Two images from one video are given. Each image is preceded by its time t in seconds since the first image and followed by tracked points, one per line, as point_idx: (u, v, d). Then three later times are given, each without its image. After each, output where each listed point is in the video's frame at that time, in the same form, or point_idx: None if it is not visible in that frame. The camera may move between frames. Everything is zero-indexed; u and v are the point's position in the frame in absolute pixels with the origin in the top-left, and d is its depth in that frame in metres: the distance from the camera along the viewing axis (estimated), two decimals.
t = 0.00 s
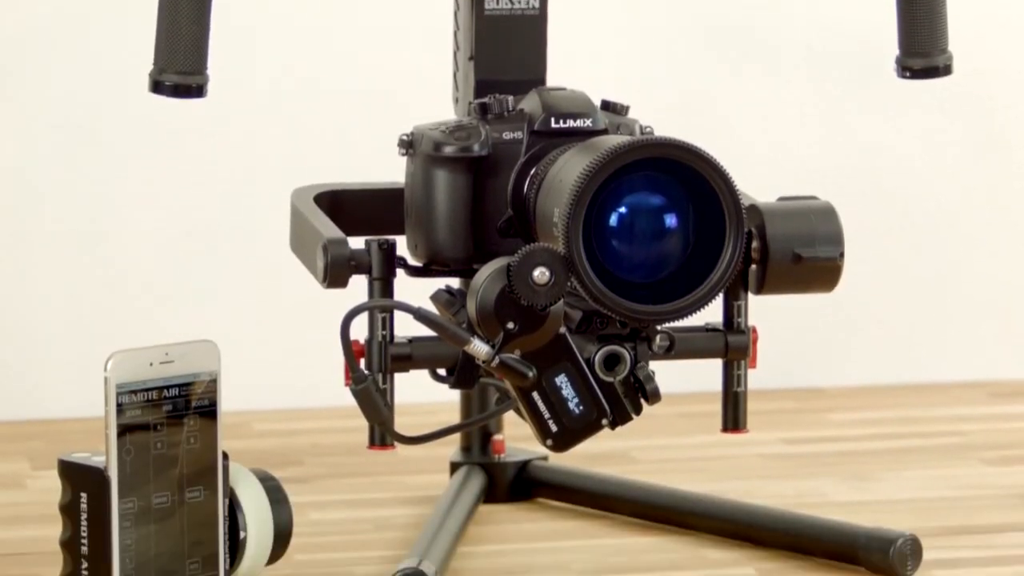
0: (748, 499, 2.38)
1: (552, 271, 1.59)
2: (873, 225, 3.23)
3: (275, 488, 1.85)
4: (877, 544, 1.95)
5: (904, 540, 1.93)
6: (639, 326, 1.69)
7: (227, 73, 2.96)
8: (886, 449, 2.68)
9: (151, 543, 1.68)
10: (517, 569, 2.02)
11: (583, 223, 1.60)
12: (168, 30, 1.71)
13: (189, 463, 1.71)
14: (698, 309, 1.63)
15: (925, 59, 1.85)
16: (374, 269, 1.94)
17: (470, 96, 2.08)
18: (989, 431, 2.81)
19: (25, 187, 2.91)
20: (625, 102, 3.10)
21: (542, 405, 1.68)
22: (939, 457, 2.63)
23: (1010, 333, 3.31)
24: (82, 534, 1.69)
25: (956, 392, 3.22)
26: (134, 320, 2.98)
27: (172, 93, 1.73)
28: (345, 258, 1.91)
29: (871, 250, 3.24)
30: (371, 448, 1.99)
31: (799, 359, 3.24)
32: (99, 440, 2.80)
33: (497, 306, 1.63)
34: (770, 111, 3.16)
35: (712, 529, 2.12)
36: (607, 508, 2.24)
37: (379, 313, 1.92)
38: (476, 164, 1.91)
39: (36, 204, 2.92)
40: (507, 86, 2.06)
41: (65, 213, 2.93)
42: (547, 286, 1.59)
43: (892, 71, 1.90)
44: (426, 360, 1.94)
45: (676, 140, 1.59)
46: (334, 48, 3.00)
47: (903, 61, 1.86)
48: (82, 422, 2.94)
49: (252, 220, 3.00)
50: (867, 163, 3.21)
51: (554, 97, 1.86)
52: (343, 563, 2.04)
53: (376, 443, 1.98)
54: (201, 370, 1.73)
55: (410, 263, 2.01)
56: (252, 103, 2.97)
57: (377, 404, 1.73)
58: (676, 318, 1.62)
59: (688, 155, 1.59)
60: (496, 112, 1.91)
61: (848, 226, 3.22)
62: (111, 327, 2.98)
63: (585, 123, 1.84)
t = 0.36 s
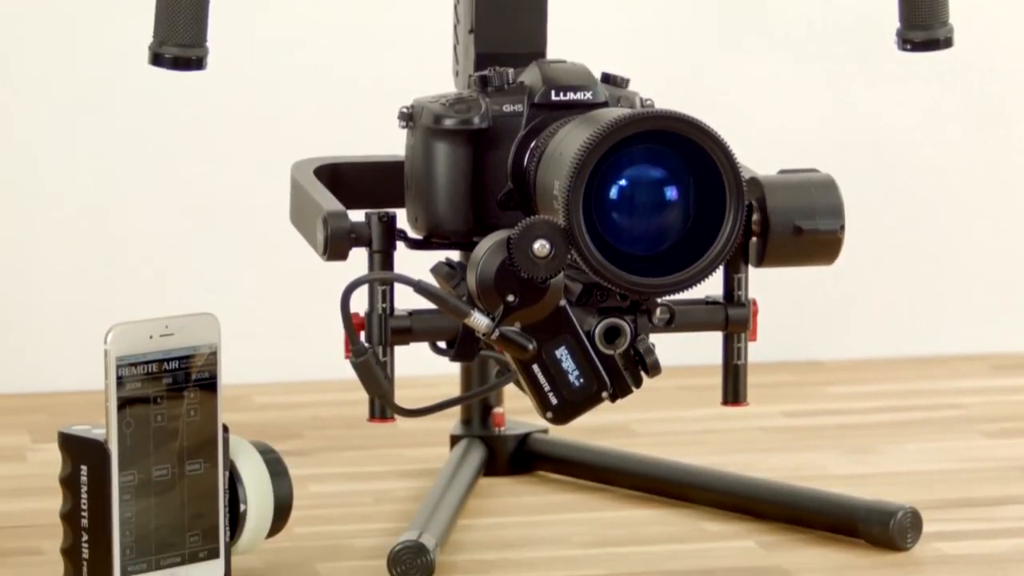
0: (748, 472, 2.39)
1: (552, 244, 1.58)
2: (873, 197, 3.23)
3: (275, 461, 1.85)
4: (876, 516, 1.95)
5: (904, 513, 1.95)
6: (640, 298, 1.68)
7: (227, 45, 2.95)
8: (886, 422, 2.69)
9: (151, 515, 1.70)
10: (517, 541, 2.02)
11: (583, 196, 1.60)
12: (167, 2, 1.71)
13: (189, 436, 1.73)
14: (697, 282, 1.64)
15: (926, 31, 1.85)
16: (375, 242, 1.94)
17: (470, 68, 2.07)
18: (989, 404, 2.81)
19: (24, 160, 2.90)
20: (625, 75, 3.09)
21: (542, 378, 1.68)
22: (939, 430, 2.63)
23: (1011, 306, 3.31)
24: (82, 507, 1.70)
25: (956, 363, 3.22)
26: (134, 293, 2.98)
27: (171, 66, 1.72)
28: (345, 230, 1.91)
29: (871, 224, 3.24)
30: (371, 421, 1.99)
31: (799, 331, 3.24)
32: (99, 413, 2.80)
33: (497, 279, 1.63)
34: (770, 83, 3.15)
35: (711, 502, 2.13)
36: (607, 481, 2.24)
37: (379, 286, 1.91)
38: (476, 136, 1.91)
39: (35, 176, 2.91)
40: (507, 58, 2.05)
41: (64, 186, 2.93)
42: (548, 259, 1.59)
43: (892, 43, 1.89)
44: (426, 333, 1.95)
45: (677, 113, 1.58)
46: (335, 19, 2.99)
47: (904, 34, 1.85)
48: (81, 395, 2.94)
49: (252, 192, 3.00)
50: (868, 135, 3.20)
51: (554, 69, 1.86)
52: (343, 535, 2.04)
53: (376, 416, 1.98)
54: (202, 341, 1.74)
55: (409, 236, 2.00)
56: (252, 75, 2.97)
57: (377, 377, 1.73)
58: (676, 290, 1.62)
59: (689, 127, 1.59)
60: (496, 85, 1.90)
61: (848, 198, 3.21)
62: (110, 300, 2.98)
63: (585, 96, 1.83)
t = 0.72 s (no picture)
0: (748, 450, 2.39)
1: (552, 222, 1.58)
2: (874, 176, 3.22)
3: (275, 439, 1.84)
4: (876, 495, 1.96)
5: (904, 492, 1.95)
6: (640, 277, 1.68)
7: (226, 23, 2.94)
8: (886, 400, 2.68)
9: (151, 494, 1.70)
10: (517, 520, 2.02)
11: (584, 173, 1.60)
12: None
13: (189, 415, 1.73)
14: (697, 260, 1.64)
15: (927, 9, 1.84)
16: (375, 221, 1.94)
17: (470, 46, 2.06)
18: (989, 382, 2.81)
19: (24, 136, 2.90)
20: (625, 53, 3.09)
21: (542, 356, 1.69)
22: (939, 408, 2.63)
23: (1011, 285, 3.31)
24: (82, 484, 1.70)
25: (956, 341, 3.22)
26: (133, 269, 2.98)
27: (171, 43, 1.76)
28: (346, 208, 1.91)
29: (872, 203, 3.23)
30: (371, 400, 1.99)
31: (800, 310, 3.24)
32: (99, 391, 2.80)
33: (497, 257, 1.62)
34: (770, 59, 3.14)
35: (711, 481, 2.13)
36: (606, 460, 2.24)
37: (379, 265, 1.91)
38: (476, 114, 1.90)
39: (34, 153, 2.91)
40: (507, 36, 2.04)
41: (64, 163, 2.92)
42: (548, 237, 1.59)
43: (893, 20, 1.89)
44: (426, 312, 1.94)
45: (678, 91, 1.58)
46: None
47: (905, 11, 1.84)
48: (81, 373, 2.94)
49: (252, 170, 2.99)
50: (869, 114, 3.20)
51: (555, 47, 1.85)
52: (342, 513, 2.04)
53: (376, 395, 1.98)
54: (202, 320, 1.74)
55: (410, 215, 2.00)
56: (251, 53, 2.96)
57: (377, 354, 1.73)
58: (676, 269, 1.62)
59: (690, 105, 1.58)
60: (496, 63, 1.89)
61: (848, 176, 3.21)
62: (110, 279, 2.97)
63: (585, 74, 1.83)
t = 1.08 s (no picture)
0: (748, 438, 2.39)
1: (552, 210, 1.58)
2: (874, 164, 3.22)
3: (275, 428, 1.84)
4: (876, 484, 1.96)
5: (904, 480, 1.95)
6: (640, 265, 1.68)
7: (226, 11, 2.94)
8: (886, 388, 2.68)
9: (151, 482, 1.70)
10: (517, 508, 2.02)
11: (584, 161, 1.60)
12: None
13: (189, 403, 1.73)
14: (697, 249, 1.64)
15: None
16: (375, 209, 1.94)
17: (470, 34, 2.06)
18: (989, 371, 2.81)
19: (25, 125, 2.90)
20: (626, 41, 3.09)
21: (542, 345, 1.69)
22: (939, 396, 2.63)
23: (1011, 274, 3.31)
24: (82, 474, 1.70)
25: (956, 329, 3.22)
26: (135, 259, 2.98)
27: (172, 30, 1.77)
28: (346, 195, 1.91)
29: (872, 191, 3.23)
30: (371, 388, 1.99)
31: (800, 298, 3.23)
32: (98, 379, 2.80)
33: (498, 245, 1.63)
34: (771, 48, 3.14)
35: (711, 470, 2.13)
36: (607, 448, 2.24)
37: (380, 252, 1.91)
38: (477, 102, 1.90)
39: (34, 141, 2.91)
40: (507, 24, 2.04)
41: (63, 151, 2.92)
42: (548, 225, 1.59)
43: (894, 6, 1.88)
44: (426, 300, 1.94)
45: (679, 79, 1.58)
46: None
47: None
48: (81, 361, 2.94)
49: (252, 158, 3.00)
50: (869, 101, 3.20)
51: (556, 35, 1.85)
52: (343, 502, 2.04)
53: (377, 382, 1.98)
54: (202, 308, 1.75)
55: (410, 202, 2.00)
56: (251, 41, 2.96)
57: (377, 342, 1.73)
58: (676, 256, 1.62)
59: (691, 93, 1.58)
60: (497, 51, 1.89)
61: (849, 164, 3.21)
62: (109, 267, 2.97)
63: (585, 62, 1.83)
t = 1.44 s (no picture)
0: (748, 437, 2.39)
1: (553, 209, 1.58)
2: (875, 163, 3.22)
3: (275, 427, 1.84)
4: (877, 482, 1.96)
5: (904, 479, 1.95)
6: (641, 263, 1.68)
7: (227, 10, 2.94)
8: (886, 387, 2.68)
9: (151, 481, 1.70)
10: (517, 507, 2.02)
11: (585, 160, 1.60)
12: None
13: (189, 402, 1.73)
14: (698, 247, 1.64)
15: None
16: (376, 207, 1.94)
17: (471, 33, 2.06)
18: (989, 369, 2.81)
19: (26, 124, 2.90)
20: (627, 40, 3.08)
21: (543, 343, 1.69)
22: (939, 395, 2.63)
23: (1011, 272, 3.31)
24: (82, 473, 1.70)
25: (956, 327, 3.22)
26: (135, 257, 2.98)
27: (172, 29, 1.77)
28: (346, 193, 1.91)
29: (872, 191, 3.23)
30: (371, 387, 1.99)
31: (801, 298, 3.23)
32: (99, 378, 2.80)
33: (498, 244, 1.62)
34: (772, 47, 3.14)
35: (712, 468, 2.13)
36: (606, 447, 2.24)
37: (380, 251, 1.91)
38: (477, 100, 1.90)
39: (35, 139, 2.91)
40: (507, 23, 2.04)
41: (64, 150, 2.92)
42: (549, 223, 1.59)
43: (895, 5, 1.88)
44: (426, 298, 1.94)
45: (681, 77, 1.58)
46: None
47: None
48: (81, 361, 2.94)
49: (253, 156, 3.00)
50: (870, 100, 3.20)
51: (556, 34, 1.84)
52: (343, 501, 2.04)
53: (377, 381, 1.98)
54: (202, 307, 1.75)
55: (411, 201, 2.00)
56: (252, 40, 2.96)
57: (377, 341, 1.73)
58: (677, 255, 1.62)
59: (693, 92, 1.58)
60: (497, 49, 1.89)
61: (849, 163, 3.21)
62: (110, 266, 2.97)
63: (585, 60, 1.83)
